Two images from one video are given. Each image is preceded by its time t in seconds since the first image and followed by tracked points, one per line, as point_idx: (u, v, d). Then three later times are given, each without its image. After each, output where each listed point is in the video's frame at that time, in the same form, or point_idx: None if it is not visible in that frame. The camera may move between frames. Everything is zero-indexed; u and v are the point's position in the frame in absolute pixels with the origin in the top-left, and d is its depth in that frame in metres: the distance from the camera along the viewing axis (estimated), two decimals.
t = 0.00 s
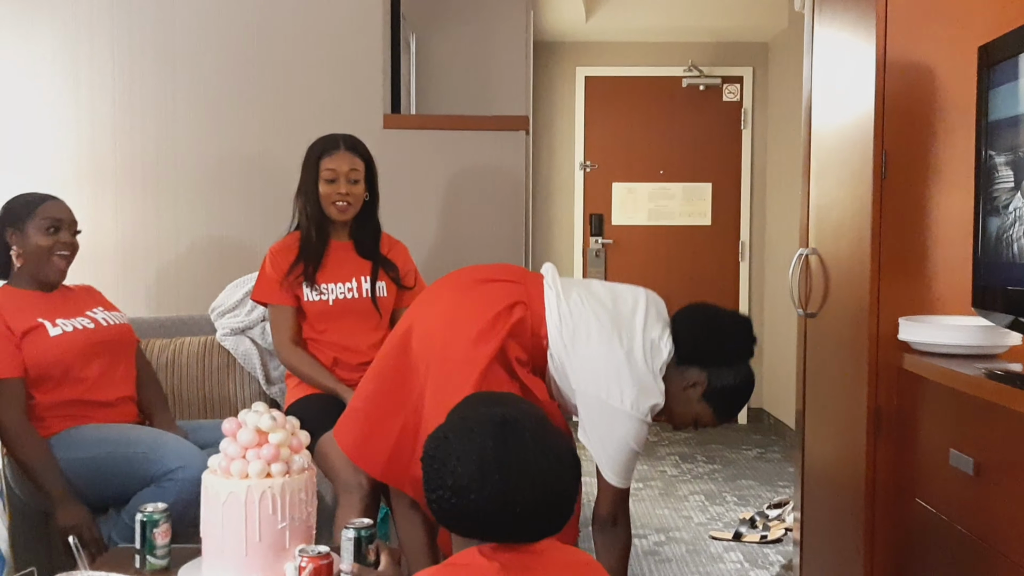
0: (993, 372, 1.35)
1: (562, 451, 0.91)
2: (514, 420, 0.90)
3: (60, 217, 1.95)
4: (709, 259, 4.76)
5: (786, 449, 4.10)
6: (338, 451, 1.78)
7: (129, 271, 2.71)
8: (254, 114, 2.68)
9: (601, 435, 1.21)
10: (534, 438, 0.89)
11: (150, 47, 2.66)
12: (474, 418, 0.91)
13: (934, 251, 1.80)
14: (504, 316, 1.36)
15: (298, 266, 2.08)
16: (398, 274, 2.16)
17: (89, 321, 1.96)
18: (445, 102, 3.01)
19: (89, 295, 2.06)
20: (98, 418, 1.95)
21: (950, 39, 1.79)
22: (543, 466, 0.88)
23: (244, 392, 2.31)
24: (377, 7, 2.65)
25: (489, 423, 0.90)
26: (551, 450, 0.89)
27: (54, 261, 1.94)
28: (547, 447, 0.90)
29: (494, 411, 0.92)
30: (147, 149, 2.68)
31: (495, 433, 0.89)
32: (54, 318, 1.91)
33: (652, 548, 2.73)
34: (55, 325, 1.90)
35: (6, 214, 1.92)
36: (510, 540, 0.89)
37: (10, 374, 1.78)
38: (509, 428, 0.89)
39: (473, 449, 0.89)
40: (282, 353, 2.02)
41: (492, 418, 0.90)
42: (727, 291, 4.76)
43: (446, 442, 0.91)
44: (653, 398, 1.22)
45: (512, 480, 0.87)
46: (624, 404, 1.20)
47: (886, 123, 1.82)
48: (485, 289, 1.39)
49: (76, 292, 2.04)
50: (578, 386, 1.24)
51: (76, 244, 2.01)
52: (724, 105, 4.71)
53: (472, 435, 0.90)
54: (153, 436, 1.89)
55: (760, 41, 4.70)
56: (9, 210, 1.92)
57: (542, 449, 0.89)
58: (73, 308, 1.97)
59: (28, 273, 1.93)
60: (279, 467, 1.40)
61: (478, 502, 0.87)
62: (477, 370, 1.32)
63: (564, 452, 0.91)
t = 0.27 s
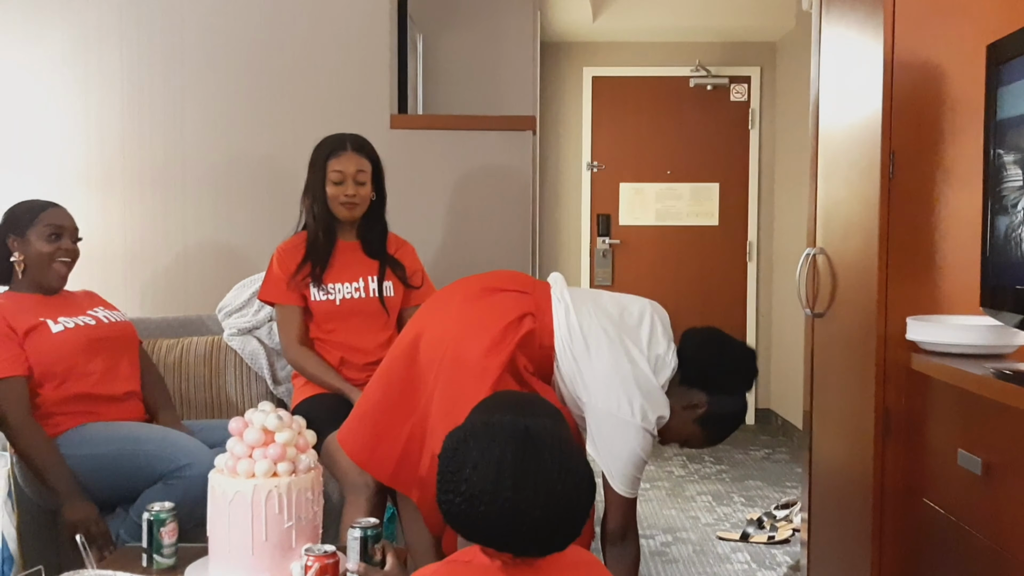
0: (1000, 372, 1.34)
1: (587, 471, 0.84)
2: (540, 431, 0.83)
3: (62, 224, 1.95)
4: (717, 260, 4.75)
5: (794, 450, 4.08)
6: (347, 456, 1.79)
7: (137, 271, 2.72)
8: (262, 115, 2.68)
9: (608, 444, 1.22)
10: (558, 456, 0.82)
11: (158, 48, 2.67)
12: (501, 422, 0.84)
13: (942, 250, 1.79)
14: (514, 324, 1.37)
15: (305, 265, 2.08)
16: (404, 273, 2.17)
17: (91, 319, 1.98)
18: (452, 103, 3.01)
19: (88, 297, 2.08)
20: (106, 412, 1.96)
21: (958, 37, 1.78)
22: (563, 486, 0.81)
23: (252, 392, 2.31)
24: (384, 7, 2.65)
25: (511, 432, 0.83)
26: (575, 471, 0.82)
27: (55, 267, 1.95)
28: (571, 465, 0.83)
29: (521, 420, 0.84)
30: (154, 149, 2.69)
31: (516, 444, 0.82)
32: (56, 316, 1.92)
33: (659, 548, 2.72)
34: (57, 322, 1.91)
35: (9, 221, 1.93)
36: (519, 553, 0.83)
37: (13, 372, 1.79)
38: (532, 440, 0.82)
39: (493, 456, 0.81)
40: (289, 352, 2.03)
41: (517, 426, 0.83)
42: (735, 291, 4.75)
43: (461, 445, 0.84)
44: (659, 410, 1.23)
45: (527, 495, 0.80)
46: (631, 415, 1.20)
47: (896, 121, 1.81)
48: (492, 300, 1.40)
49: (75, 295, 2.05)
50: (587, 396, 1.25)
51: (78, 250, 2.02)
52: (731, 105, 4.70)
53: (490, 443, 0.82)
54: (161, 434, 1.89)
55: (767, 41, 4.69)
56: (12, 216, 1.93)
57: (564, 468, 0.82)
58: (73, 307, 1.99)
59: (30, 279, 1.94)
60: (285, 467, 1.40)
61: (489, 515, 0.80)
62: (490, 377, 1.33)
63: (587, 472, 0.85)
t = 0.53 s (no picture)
0: (1003, 371, 1.34)
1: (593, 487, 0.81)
2: (545, 443, 0.80)
3: (64, 223, 1.96)
4: (721, 260, 4.74)
5: (797, 450, 4.08)
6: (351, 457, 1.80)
7: (141, 271, 2.73)
8: (265, 115, 2.69)
9: (624, 405, 1.22)
10: (564, 467, 0.79)
11: (161, 48, 2.68)
12: (505, 430, 0.81)
13: (945, 248, 1.79)
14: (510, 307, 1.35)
15: (309, 263, 2.09)
16: (407, 269, 2.16)
17: (94, 318, 1.99)
18: (454, 103, 3.01)
19: (92, 298, 2.09)
20: (107, 409, 1.95)
21: (961, 36, 1.78)
22: (567, 499, 0.78)
23: (255, 391, 2.31)
24: (387, 7, 2.65)
25: (517, 439, 0.80)
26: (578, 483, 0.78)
27: (58, 267, 1.95)
28: (576, 478, 0.80)
29: (527, 430, 0.81)
30: (157, 150, 2.70)
31: (521, 452, 0.79)
32: (61, 314, 1.94)
33: (662, 548, 2.72)
34: (62, 321, 1.93)
35: (12, 222, 1.94)
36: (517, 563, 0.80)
37: (19, 369, 1.80)
38: (538, 450, 0.79)
39: (493, 463, 0.78)
40: (292, 349, 2.03)
41: (524, 435, 0.80)
42: (738, 291, 4.75)
43: (465, 446, 0.81)
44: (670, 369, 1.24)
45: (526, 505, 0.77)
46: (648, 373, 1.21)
47: (898, 119, 1.81)
48: (485, 288, 1.38)
49: (79, 295, 2.06)
50: (598, 357, 1.25)
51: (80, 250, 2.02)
52: (735, 105, 4.69)
53: (495, 448, 0.79)
54: (164, 433, 1.90)
55: (771, 41, 4.68)
56: (15, 218, 1.94)
57: (568, 481, 0.79)
58: (77, 307, 2.00)
59: (33, 279, 1.95)
60: (287, 466, 1.40)
61: (488, 523, 0.78)
62: (489, 364, 1.31)
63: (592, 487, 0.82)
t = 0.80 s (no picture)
0: (1004, 372, 1.33)
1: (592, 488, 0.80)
2: (546, 441, 0.80)
3: (65, 220, 1.96)
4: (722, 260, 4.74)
5: (799, 451, 4.07)
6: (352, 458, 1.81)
7: (141, 273, 2.73)
8: (265, 116, 2.68)
9: (628, 322, 1.27)
10: (563, 464, 0.79)
11: (161, 49, 2.68)
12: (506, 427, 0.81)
13: (945, 248, 1.79)
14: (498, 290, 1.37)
15: (310, 265, 2.08)
16: (408, 268, 2.16)
17: (99, 321, 1.99)
18: (454, 104, 3.01)
19: (97, 299, 2.08)
20: (108, 413, 1.95)
21: (961, 37, 1.78)
22: (566, 497, 0.78)
23: (254, 393, 2.31)
24: (387, 8, 2.65)
25: (517, 436, 0.79)
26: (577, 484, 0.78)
27: (64, 264, 1.95)
28: (575, 478, 0.79)
29: (528, 427, 0.81)
30: (158, 152, 2.70)
31: (520, 449, 0.78)
32: (66, 317, 1.93)
33: (663, 549, 2.72)
34: (67, 323, 1.93)
35: (14, 222, 1.94)
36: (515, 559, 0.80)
37: (23, 370, 1.81)
38: (538, 448, 0.79)
39: (491, 461, 0.78)
40: (291, 349, 2.03)
41: (525, 432, 0.80)
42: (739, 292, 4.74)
43: (465, 443, 0.81)
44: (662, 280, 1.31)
45: (523, 504, 0.77)
46: (640, 281, 1.28)
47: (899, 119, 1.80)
48: (469, 276, 1.42)
49: (84, 296, 2.05)
50: (591, 288, 1.31)
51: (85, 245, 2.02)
52: (735, 105, 4.69)
53: (494, 445, 0.79)
54: (164, 434, 1.90)
55: (771, 41, 4.68)
56: (16, 219, 1.94)
57: (566, 480, 0.78)
58: (82, 308, 2.00)
59: (39, 278, 1.95)
60: (287, 468, 1.39)
61: (486, 519, 0.78)
62: (485, 350, 1.31)
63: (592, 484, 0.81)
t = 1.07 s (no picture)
0: (1006, 371, 1.34)
1: (592, 481, 0.81)
2: (546, 436, 0.80)
3: (68, 218, 1.97)
4: (723, 261, 4.74)
5: (800, 451, 4.08)
6: (356, 457, 1.81)
7: (144, 274, 2.73)
8: (267, 118, 2.69)
9: (607, 243, 1.33)
10: (564, 462, 0.79)
11: (163, 51, 2.68)
12: (507, 422, 0.81)
13: (946, 249, 1.79)
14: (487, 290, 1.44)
15: (312, 266, 2.09)
16: (409, 269, 2.16)
17: (106, 323, 1.99)
18: (456, 105, 3.01)
19: (105, 301, 2.09)
20: (110, 413, 1.95)
21: (962, 38, 1.78)
22: (566, 493, 0.78)
23: (256, 393, 2.32)
24: (389, 9, 2.65)
25: (517, 433, 0.79)
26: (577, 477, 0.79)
27: (69, 261, 1.95)
28: (575, 471, 0.80)
29: (528, 422, 0.81)
30: (160, 153, 2.70)
31: (520, 447, 0.78)
32: (73, 317, 1.94)
33: (665, 550, 2.72)
34: (74, 323, 1.93)
35: (18, 224, 1.96)
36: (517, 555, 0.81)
37: (31, 369, 1.82)
38: (537, 444, 0.79)
39: (492, 456, 0.78)
40: (294, 350, 2.04)
41: (524, 428, 0.80)
42: (740, 292, 4.75)
43: (465, 440, 0.81)
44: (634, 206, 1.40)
45: (524, 499, 0.77)
46: (608, 208, 1.35)
47: (900, 120, 1.81)
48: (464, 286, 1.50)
49: (91, 297, 2.06)
50: (567, 232, 1.37)
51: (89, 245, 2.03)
52: (737, 106, 4.69)
53: (493, 442, 0.79)
54: (167, 434, 1.90)
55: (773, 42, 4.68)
56: (20, 219, 1.95)
57: (566, 474, 0.79)
58: (89, 309, 2.00)
59: (46, 277, 1.95)
60: (290, 468, 1.40)
61: (488, 514, 0.78)
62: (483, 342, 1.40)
63: (592, 480, 0.82)
